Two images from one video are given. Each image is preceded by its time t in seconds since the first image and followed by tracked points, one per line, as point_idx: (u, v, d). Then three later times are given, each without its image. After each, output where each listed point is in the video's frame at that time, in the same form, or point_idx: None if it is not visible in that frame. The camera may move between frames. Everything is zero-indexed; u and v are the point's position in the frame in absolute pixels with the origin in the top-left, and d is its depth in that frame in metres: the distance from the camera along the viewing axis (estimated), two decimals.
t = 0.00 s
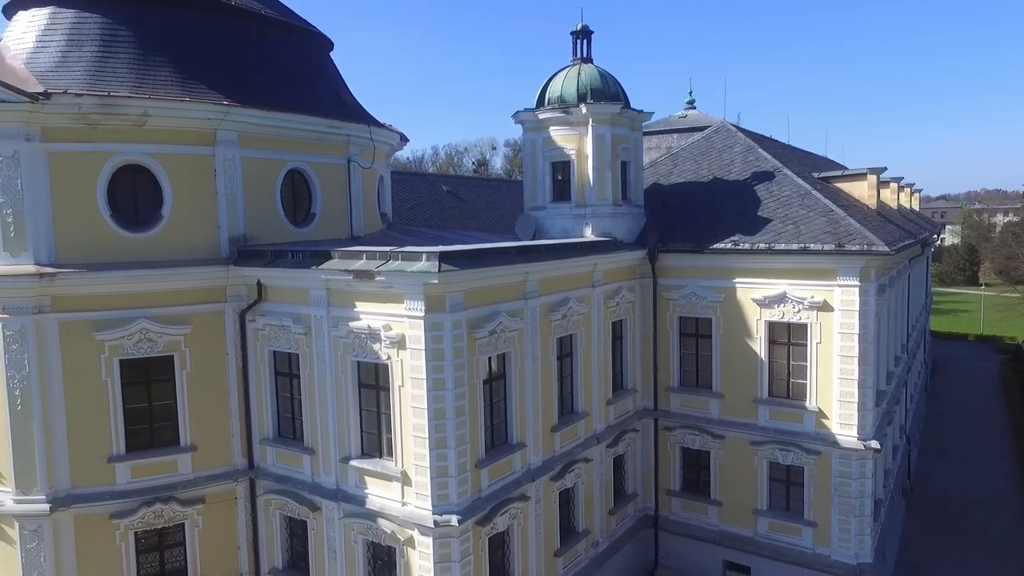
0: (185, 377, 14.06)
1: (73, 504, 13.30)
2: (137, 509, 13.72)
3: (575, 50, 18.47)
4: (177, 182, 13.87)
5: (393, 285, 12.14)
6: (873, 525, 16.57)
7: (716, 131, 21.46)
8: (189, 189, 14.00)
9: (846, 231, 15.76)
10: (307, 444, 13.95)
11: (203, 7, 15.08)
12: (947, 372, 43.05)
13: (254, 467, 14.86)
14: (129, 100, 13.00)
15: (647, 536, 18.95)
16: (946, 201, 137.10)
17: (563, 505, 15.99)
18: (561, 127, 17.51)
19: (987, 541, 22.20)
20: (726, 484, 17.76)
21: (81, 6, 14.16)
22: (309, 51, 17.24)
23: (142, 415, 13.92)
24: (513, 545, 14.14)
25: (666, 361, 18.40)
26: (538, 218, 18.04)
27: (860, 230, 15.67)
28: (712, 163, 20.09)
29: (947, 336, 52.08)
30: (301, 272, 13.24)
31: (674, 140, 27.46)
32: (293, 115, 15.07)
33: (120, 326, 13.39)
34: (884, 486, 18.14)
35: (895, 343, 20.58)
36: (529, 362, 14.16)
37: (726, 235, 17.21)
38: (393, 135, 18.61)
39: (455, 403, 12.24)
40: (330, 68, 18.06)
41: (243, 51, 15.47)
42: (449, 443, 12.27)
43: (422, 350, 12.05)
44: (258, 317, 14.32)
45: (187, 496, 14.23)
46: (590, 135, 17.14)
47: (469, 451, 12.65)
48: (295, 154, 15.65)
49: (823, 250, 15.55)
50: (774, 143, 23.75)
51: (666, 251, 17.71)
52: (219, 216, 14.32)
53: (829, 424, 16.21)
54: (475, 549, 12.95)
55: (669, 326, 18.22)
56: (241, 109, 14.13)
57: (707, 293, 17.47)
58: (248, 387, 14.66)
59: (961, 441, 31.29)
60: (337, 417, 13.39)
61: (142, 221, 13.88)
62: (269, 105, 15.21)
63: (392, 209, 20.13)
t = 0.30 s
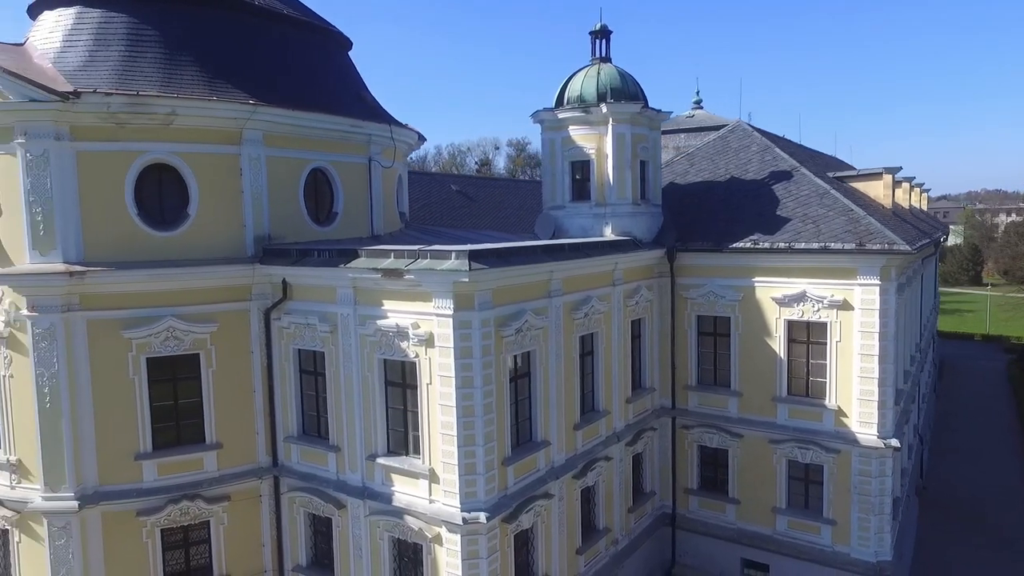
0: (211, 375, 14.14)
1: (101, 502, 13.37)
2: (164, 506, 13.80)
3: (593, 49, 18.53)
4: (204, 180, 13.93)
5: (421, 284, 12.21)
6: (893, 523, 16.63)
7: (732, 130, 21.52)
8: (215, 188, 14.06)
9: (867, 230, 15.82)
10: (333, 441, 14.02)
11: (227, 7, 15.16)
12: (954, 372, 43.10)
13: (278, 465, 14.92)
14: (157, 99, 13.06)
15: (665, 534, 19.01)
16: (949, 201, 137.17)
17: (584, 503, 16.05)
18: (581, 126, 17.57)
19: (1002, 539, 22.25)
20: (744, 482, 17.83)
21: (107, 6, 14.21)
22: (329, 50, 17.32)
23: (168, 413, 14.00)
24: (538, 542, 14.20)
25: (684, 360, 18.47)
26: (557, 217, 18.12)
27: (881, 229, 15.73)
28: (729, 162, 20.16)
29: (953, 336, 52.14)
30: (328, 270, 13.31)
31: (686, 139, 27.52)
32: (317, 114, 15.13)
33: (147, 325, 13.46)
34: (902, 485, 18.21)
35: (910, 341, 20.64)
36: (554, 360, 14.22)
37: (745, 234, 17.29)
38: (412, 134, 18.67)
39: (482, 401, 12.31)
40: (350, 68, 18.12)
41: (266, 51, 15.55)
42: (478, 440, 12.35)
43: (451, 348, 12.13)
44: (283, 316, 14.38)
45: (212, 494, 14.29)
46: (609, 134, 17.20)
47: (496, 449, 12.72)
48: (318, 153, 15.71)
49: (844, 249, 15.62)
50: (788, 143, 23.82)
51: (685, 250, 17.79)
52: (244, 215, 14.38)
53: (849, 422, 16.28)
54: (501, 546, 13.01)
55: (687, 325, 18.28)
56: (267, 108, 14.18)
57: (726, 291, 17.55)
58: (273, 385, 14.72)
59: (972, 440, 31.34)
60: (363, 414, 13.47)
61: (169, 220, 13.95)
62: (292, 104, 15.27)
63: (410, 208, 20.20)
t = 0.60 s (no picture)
0: (237, 373, 14.21)
1: (129, 498, 13.45)
2: (190, 503, 13.88)
3: (612, 49, 18.60)
4: (230, 179, 13.99)
5: (450, 282, 12.27)
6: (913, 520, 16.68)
7: (748, 129, 21.57)
8: (242, 186, 14.13)
9: (888, 229, 15.87)
10: (359, 438, 14.09)
11: (251, 7, 15.21)
12: (962, 371, 43.13)
13: (303, 462, 14.99)
14: (186, 98, 13.12)
15: (683, 532, 19.08)
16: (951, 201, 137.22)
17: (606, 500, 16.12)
18: (600, 125, 17.62)
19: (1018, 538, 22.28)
20: (763, 480, 17.89)
21: (134, 5, 14.26)
22: (350, 50, 17.38)
23: (194, 410, 14.07)
24: (563, 539, 14.26)
25: (703, 358, 18.54)
26: (577, 216, 18.19)
27: (902, 228, 15.78)
28: (745, 161, 20.22)
29: (959, 335, 52.18)
30: (356, 268, 13.38)
31: (698, 139, 27.60)
32: (341, 113, 15.19)
33: (175, 322, 13.53)
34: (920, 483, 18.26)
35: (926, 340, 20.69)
36: (578, 358, 14.29)
37: (765, 232, 17.36)
38: (431, 133, 18.72)
39: (511, 398, 12.37)
40: (370, 67, 18.18)
41: (290, 50, 15.61)
42: (506, 437, 12.41)
43: (480, 346, 12.19)
44: (309, 314, 14.45)
45: (238, 491, 14.37)
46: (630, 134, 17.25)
47: (524, 445, 12.79)
48: (341, 152, 15.78)
49: (865, 247, 15.68)
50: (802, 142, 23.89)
51: (704, 249, 17.86)
52: (270, 213, 14.44)
53: (869, 420, 16.34)
54: (528, 542, 13.08)
55: (706, 323, 18.36)
56: (293, 107, 14.24)
57: (745, 290, 17.63)
58: (298, 383, 14.79)
59: (983, 439, 31.39)
60: (390, 411, 13.54)
61: (195, 218, 14.01)
62: (317, 103, 15.33)
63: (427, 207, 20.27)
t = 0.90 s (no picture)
0: (264, 371, 14.27)
1: (158, 495, 13.53)
2: (218, 500, 13.94)
3: (631, 48, 18.67)
4: (257, 177, 14.05)
5: (480, 280, 12.34)
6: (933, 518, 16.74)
7: (764, 128, 21.63)
8: (269, 185, 14.18)
9: (909, 227, 15.94)
10: (385, 436, 14.16)
11: (277, 6, 15.27)
12: (970, 370, 43.18)
13: (328, 460, 15.05)
14: (215, 97, 13.17)
15: (701, 529, 19.15)
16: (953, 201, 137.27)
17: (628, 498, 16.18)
18: (621, 124, 17.70)
19: None
20: (783, 477, 17.96)
21: (161, 4, 14.32)
22: (371, 49, 17.44)
23: (222, 408, 14.13)
24: (588, 536, 14.32)
25: (721, 356, 18.61)
26: (596, 214, 18.27)
27: (923, 226, 15.84)
28: (763, 160, 20.29)
29: (966, 335, 52.23)
30: (384, 267, 13.44)
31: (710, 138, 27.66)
32: (366, 112, 15.25)
33: (203, 320, 13.59)
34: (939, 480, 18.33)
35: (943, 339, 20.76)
36: (603, 356, 14.36)
37: (784, 231, 17.44)
38: (451, 132, 18.79)
39: (540, 396, 12.44)
40: (391, 66, 18.25)
41: (314, 49, 15.67)
42: (535, 434, 12.47)
43: (510, 344, 12.26)
44: (335, 312, 14.52)
45: (265, 488, 14.44)
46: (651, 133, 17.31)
47: (552, 443, 12.85)
48: (365, 151, 15.84)
49: (887, 246, 15.75)
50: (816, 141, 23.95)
51: (723, 248, 17.94)
52: (296, 212, 14.50)
53: (890, 418, 16.41)
54: (556, 539, 13.15)
55: (725, 322, 18.43)
56: (319, 106, 14.30)
57: (765, 288, 17.71)
58: (323, 381, 14.86)
59: (994, 438, 31.44)
60: (417, 409, 13.60)
61: (222, 217, 14.07)
62: (341, 102, 15.40)
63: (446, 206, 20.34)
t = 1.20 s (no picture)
0: (292, 369, 14.34)
1: (188, 492, 13.60)
2: (246, 497, 14.00)
3: (651, 48, 18.75)
4: (285, 176, 14.11)
5: (511, 278, 12.40)
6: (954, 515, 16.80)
7: (781, 127, 21.68)
8: (297, 184, 14.25)
9: (931, 226, 15.99)
10: (412, 434, 14.23)
11: (302, 6, 15.33)
12: (978, 369, 43.24)
13: (353, 457, 15.13)
14: (246, 96, 13.23)
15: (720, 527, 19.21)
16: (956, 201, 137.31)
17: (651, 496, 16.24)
18: (642, 124, 17.77)
19: None
20: (802, 475, 18.03)
21: (188, 4, 14.37)
22: (393, 49, 17.51)
23: (250, 405, 14.19)
24: (614, 533, 14.37)
25: (741, 355, 18.67)
26: (617, 213, 18.36)
27: (945, 225, 15.89)
28: (780, 159, 20.36)
29: (972, 334, 52.32)
30: (412, 265, 13.50)
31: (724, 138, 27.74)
32: (391, 111, 15.32)
33: (232, 318, 13.65)
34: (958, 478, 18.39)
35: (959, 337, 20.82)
36: (629, 354, 14.43)
37: (805, 230, 17.52)
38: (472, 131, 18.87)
39: (570, 393, 12.50)
40: (412, 66, 18.32)
41: (339, 49, 15.74)
42: (565, 431, 12.53)
43: (541, 341, 12.32)
44: (361, 310, 14.59)
45: (292, 486, 14.50)
46: (672, 132, 17.38)
47: (581, 440, 12.92)
48: (389, 150, 15.91)
49: (908, 245, 15.81)
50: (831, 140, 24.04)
51: (743, 247, 18.02)
52: (323, 210, 14.57)
53: (912, 416, 16.47)
54: (584, 536, 13.21)
55: (744, 320, 18.50)
56: (346, 105, 14.36)
57: (785, 287, 17.79)
58: (349, 379, 14.92)
59: (1004, 437, 31.52)
60: (445, 406, 13.67)
61: (250, 215, 14.13)
62: (367, 101, 15.47)
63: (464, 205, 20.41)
